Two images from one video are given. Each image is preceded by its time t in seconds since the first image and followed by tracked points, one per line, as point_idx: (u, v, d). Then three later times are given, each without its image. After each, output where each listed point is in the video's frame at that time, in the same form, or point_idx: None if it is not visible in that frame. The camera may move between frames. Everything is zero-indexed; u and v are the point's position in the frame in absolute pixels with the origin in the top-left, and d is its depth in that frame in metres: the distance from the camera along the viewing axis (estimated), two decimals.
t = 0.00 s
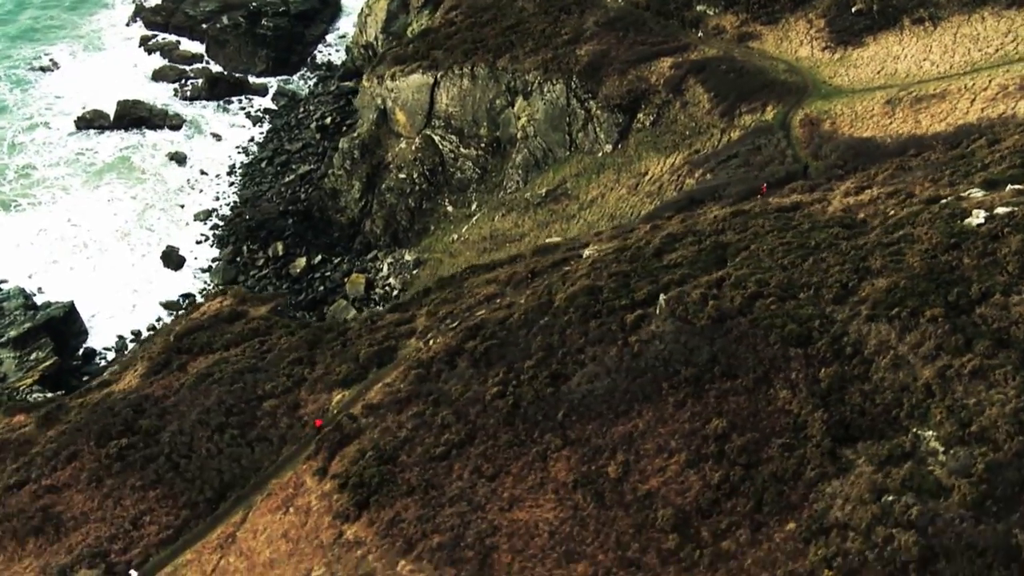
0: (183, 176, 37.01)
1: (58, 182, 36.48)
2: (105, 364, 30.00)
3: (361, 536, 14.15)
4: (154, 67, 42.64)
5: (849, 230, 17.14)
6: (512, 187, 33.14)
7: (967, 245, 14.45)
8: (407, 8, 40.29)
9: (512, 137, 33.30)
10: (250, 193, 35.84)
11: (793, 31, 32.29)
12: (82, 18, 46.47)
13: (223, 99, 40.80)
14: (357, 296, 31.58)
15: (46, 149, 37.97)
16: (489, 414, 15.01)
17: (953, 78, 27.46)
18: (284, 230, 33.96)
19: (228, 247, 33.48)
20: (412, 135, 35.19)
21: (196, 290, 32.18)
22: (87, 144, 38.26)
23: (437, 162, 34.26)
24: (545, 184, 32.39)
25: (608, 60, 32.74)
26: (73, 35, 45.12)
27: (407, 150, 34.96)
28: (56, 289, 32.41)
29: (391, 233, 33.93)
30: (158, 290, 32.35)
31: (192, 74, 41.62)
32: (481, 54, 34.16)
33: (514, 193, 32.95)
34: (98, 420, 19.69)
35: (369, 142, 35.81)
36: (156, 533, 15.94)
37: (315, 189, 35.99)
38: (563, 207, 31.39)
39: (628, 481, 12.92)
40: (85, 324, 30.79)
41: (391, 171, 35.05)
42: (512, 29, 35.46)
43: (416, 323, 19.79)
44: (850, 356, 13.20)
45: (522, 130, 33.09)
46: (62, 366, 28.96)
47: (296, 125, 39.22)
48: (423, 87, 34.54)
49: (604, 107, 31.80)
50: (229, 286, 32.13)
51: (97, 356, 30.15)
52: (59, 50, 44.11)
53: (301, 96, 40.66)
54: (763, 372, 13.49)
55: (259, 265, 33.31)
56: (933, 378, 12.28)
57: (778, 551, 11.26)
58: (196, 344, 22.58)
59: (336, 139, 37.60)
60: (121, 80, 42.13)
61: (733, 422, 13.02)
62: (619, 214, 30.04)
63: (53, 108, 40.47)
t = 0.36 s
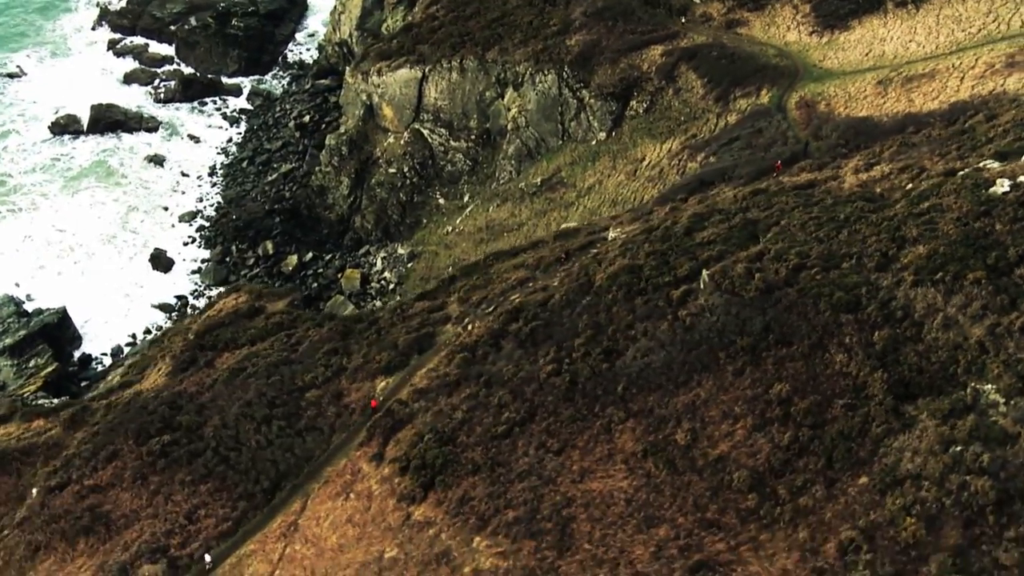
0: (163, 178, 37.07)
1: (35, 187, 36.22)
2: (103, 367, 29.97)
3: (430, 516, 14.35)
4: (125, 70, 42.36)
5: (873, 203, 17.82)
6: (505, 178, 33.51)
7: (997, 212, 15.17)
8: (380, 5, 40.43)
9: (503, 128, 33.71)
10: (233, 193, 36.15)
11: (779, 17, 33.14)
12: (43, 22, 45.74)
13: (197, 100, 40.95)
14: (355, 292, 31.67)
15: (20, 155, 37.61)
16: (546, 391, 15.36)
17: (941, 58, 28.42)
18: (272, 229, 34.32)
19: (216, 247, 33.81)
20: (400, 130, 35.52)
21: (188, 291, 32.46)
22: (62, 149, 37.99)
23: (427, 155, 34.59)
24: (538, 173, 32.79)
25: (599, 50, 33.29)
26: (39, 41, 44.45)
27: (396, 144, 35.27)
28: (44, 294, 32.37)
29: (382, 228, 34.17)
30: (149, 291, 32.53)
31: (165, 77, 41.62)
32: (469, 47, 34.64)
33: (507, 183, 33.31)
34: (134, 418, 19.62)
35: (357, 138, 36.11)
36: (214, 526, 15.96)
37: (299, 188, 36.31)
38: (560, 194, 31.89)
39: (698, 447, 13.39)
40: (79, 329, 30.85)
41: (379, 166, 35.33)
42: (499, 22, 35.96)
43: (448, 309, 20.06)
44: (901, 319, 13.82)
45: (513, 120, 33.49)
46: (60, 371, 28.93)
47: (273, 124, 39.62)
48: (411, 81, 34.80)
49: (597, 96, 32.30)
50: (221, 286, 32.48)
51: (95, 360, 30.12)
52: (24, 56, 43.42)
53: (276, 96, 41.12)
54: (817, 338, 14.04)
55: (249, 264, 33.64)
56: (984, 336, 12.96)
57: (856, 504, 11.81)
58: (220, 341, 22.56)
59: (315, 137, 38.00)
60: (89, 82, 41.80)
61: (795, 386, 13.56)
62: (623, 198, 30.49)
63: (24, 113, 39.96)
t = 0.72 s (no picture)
0: (146, 183, 37.05)
1: (15, 196, 36.05)
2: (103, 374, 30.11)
3: (497, 494, 14.67)
4: (97, 76, 41.91)
5: (892, 179, 18.54)
6: (499, 170, 33.87)
7: (1020, 182, 15.90)
8: (356, 5, 40.38)
9: (494, 122, 34.14)
10: (219, 196, 36.30)
11: (765, 6, 33.94)
12: (9, 30, 44.94)
13: (172, 104, 40.82)
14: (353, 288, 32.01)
15: None
16: (599, 369, 15.81)
17: (927, 42, 29.31)
18: (262, 230, 34.55)
19: (207, 249, 34.02)
20: (389, 126, 35.69)
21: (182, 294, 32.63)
22: (39, 157, 37.77)
23: (418, 151, 34.83)
24: (534, 165, 33.25)
25: (590, 42, 33.88)
26: (5, 49, 43.68)
27: (386, 141, 35.47)
28: (35, 302, 32.36)
29: (375, 224, 34.65)
30: (142, 296, 32.69)
31: (139, 82, 41.49)
32: (458, 42, 34.91)
33: (501, 176, 33.69)
34: (170, 417, 19.57)
35: (346, 136, 36.18)
36: (272, 516, 16.02)
37: (285, 188, 36.57)
38: (558, 184, 32.41)
39: (759, 413, 13.93)
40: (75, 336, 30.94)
41: (370, 163, 35.61)
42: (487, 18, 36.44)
43: (480, 297, 20.40)
44: (941, 286, 14.50)
45: (504, 114, 33.89)
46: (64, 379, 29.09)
47: (253, 126, 39.74)
48: (401, 78, 34.90)
49: (591, 87, 32.88)
50: (215, 289, 32.77)
51: (93, 368, 30.25)
52: None
53: (253, 98, 41.24)
54: (863, 306, 14.64)
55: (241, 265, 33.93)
56: None
57: (920, 458, 12.47)
58: (245, 338, 22.60)
59: (296, 137, 38.32)
60: (59, 89, 41.36)
61: (847, 351, 14.15)
62: (627, 185, 31.05)
63: None
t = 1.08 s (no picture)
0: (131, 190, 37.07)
1: None
2: (103, 383, 30.26)
3: (558, 475, 15.04)
4: (72, 85, 41.54)
5: (907, 159, 19.22)
6: (493, 166, 34.32)
7: None
8: (335, 7, 40.59)
9: (486, 119, 34.72)
10: (206, 201, 36.35)
11: None
12: None
13: (151, 111, 40.61)
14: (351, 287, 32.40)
15: None
16: (647, 349, 16.29)
17: (913, 29, 30.04)
18: (252, 234, 34.65)
19: (199, 255, 34.18)
20: (380, 126, 35.95)
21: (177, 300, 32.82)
22: (18, 168, 37.63)
23: (411, 150, 35.13)
24: (529, 160, 33.80)
25: (582, 37, 34.44)
26: None
27: (377, 140, 35.75)
28: (28, 313, 32.47)
29: (369, 224, 34.64)
30: (137, 302, 32.86)
31: (117, 90, 41.15)
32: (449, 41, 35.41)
33: (496, 171, 34.18)
34: (208, 417, 19.58)
35: (336, 136, 36.42)
36: (331, 508, 16.10)
37: (272, 191, 36.66)
38: (555, 177, 33.04)
39: (811, 384, 14.52)
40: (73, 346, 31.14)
41: (361, 163, 35.80)
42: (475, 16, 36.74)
43: (510, 287, 20.75)
44: (975, 257, 15.13)
45: (496, 111, 34.51)
46: (67, 389, 29.27)
47: (234, 131, 39.69)
48: (391, 77, 35.25)
49: (585, 82, 33.43)
50: (210, 294, 32.96)
51: (94, 376, 30.39)
52: None
53: (232, 102, 41.14)
54: (901, 279, 15.24)
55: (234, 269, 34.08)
56: None
57: (972, 418, 13.17)
58: (271, 337, 22.69)
59: (279, 140, 38.31)
60: (36, 99, 40.93)
61: (891, 321, 14.77)
62: (629, 177, 31.54)
63: None
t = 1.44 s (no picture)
0: (117, 202, 37.25)
1: None
2: (107, 395, 30.30)
3: (615, 457, 15.46)
4: (50, 97, 41.19)
5: (920, 144, 19.94)
6: (488, 166, 34.92)
7: None
8: (314, 14, 41.33)
9: (479, 119, 35.29)
10: (195, 210, 36.72)
11: None
12: None
13: (130, 122, 40.80)
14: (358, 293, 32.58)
15: None
16: (691, 333, 16.80)
17: (900, 20, 30.92)
18: (246, 241, 35.18)
19: (193, 263, 34.56)
20: (372, 130, 36.36)
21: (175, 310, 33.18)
22: None
23: (404, 153, 35.79)
24: (525, 158, 34.31)
25: (575, 36, 35.08)
26: None
27: (369, 143, 36.28)
28: (24, 326, 32.33)
29: (364, 227, 35.55)
30: (134, 313, 33.06)
31: (96, 101, 41.11)
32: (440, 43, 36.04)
33: (491, 171, 34.76)
34: (247, 417, 19.67)
35: (328, 142, 36.71)
36: (388, 500, 16.28)
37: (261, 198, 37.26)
38: (553, 174, 33.56)
39: (856, 358, 15.13)
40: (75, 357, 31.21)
41: (355, 166, 36.43)
42: (466, 18, 37.32)
43: (538, 280, 21.14)
44: (1004, 233, 15.72)
45: (489, 111, 35.07)
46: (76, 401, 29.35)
47: (217, 139, 40.24)
48: (383, 81, 35.79)
49: (579, 80, 34.09)
50: (208, 301, 33.38)
51: (97, 389, 30.40)
52: None
53: (212, 111, 41.68)
54: (933, 257, 15.86)
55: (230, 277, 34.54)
56: None
57: (1016, 384, 13.87)
58: (299, 337, 22.91)
59: (263, 148, 38.95)
60: (15, 112, 40.62)
61: (928, 296, 15.39)
62: (630, 172, 32.02)
63: None
